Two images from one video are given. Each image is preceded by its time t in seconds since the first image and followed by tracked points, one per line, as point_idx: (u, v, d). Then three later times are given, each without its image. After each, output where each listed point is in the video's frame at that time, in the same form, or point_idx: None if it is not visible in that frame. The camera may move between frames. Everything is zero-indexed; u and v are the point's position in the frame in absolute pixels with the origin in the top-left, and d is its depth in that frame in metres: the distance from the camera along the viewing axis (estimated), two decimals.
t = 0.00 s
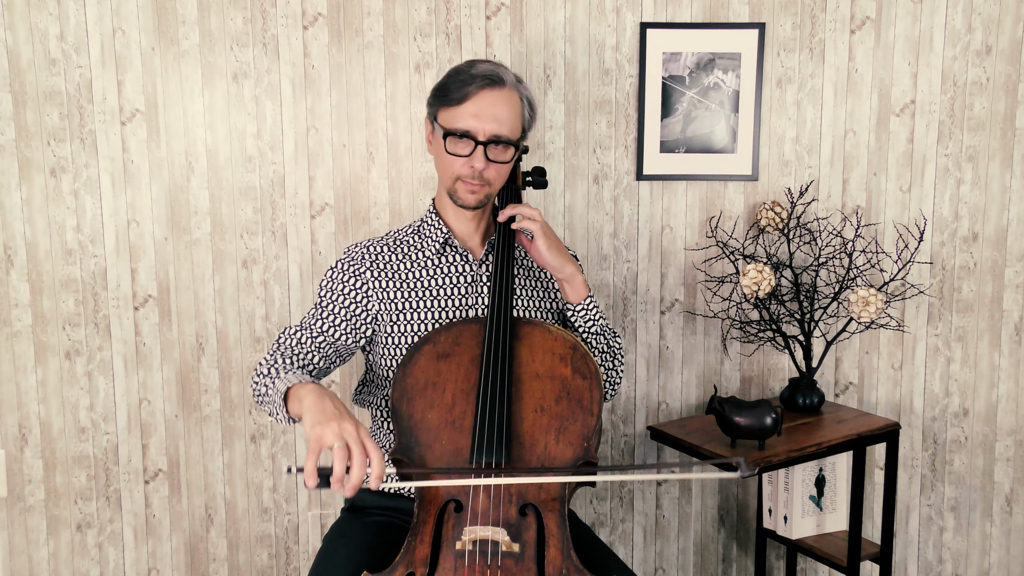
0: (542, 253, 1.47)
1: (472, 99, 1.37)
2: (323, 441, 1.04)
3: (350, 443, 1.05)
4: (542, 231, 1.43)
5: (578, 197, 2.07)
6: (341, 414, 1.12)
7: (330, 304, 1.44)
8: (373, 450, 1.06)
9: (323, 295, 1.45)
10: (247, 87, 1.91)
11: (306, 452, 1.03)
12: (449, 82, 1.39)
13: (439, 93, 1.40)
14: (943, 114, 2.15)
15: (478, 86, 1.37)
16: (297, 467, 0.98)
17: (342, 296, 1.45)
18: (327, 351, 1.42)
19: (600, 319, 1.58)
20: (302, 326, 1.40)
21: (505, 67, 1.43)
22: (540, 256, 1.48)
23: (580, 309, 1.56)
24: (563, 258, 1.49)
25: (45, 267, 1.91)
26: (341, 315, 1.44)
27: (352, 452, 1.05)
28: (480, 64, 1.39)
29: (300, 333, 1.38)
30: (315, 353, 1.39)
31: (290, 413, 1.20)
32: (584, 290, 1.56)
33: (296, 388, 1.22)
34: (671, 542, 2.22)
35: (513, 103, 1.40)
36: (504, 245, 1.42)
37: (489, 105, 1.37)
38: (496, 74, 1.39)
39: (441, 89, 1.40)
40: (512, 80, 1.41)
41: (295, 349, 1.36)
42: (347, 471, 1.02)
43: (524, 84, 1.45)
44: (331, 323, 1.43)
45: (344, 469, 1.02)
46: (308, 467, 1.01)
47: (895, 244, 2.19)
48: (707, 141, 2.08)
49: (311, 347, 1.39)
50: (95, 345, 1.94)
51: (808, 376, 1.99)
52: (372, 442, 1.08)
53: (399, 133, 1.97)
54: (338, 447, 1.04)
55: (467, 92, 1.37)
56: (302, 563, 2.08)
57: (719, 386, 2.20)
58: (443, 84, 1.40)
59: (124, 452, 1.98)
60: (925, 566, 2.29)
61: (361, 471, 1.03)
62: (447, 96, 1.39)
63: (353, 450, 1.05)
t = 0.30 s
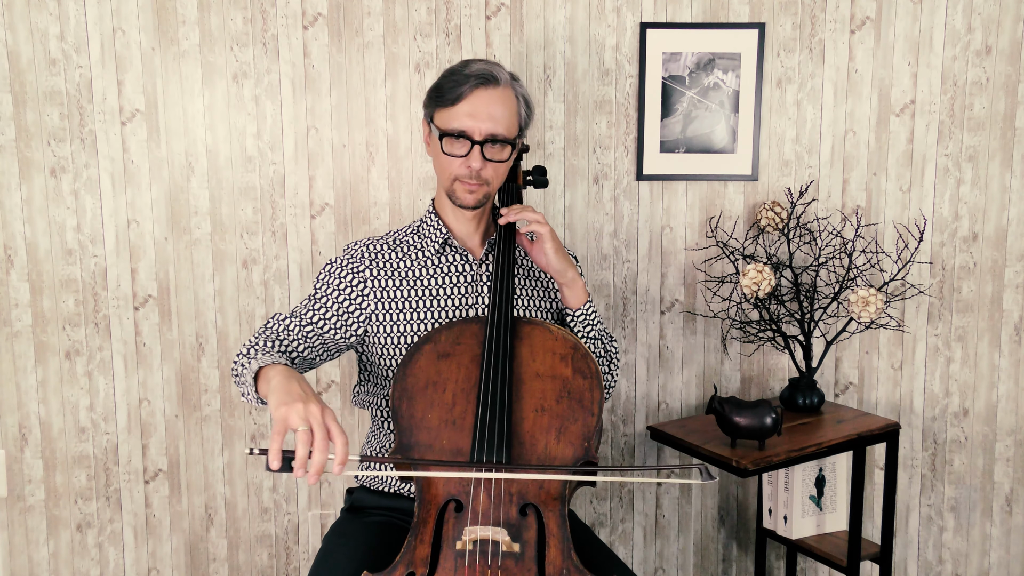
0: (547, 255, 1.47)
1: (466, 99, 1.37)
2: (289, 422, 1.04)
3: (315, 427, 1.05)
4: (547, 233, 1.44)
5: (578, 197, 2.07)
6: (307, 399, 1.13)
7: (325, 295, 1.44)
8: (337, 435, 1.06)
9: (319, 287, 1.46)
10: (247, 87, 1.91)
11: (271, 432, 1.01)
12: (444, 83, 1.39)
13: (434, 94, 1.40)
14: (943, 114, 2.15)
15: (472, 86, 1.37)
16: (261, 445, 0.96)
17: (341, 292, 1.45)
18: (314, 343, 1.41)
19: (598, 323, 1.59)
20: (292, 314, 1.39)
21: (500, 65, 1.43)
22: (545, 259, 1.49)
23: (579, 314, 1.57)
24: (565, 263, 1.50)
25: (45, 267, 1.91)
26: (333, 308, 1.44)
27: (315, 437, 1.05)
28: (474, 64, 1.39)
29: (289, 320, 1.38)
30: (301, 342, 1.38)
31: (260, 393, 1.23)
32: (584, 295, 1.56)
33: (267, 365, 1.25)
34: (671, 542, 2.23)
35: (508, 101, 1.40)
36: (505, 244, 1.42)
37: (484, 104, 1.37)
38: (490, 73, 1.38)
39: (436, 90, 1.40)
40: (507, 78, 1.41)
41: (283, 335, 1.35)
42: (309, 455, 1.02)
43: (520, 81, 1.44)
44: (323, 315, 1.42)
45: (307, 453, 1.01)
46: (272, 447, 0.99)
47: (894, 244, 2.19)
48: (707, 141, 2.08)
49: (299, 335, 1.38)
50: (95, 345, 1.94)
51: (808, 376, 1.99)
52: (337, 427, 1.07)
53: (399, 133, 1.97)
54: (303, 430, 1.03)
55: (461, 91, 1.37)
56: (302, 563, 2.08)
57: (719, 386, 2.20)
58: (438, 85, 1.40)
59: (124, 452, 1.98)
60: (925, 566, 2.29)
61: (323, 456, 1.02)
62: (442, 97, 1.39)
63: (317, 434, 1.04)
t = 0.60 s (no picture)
0: (550, 255, 1.49)
1: (467, 104, 1.37)
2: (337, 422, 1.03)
3: (364, 427, 1.04)
4: (559, 234, 1.46)
5: (578, 198, 2.07)
6: (355, 397, 1.11)
7: (331, 299, 1.43)
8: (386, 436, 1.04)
9: (323, 289, 1.45)
10: (247, 87, 1.91)
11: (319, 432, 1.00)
12: (444, 86, 1.38)
13: (435, 97, 1.40)
14: (943, 114, 2.15)
15: (473, 91, 1.36)
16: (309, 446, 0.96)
17: (343, 292, 1.44)
18: (329, 346, 1.41)
19: (592, 327, 1.61)
20: (305, 320, 1.39)
21: (501, 68, 1.42)
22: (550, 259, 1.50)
23: (573, 319, 1.59)
24: (564, 266, 1.51)
25: (45, 267, 1.91)
26: (344, 311, 1.43)
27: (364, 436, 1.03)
28: (474, 68, 1.38)
29: (303, 327, 1.37)
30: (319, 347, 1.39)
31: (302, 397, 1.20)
32: (579, 299, 1.57)
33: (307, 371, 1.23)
34: (671, 542, 2.23)
35: (508, 105, 1.39)
36: (505, 243, 1.41)
37: (483, 109, 1.37)
38: (491, 77, 1.38)
39: (436, 93, 1.40)
40: (507, 82, 1.40)
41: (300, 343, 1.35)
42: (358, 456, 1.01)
43: (520, 84, 1.43)
44: (333, 318, 1.41)
45: (356, 453, 1.01)
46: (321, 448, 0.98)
47: (894, 244, 2.19)
48: (707, 141, 2.08)
49: (314, 342, 1.38)
50: (95, 345, 1.94)
51: (808, 376, 1.99)
52: (386, 428, 1.06)
53: (399, 133, 1.98)
54: (352, 430, 1.02)
55: (461, 96, 1.36)
56: (302, 563, 2.08)
57: (719, 386, 2.20)
58: (438, 88, 1.39)
59: (124, 452, 1.98)
60: (925, 566, 2.29)
61: (373, 457, 1.01)
62: (442, 101, 1.38)
63: (366, 434, 1.03)
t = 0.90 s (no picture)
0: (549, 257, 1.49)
1: (475, 109, 1.36)
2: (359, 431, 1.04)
3: (387, 435, 1.05)
4: (555, 238, 1.47)
5: (578, 197, 2.07)
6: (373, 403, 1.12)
7: (334, 298, 1.43)
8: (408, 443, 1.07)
9: (326, 289, 1.45)
10: (247, 87, 1.91)
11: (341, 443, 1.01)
12: (451, 90, 1.37)
13: (441, 100, 1.38)
14: (943, 114, 2.15)
15: (481, 96, 1.35)
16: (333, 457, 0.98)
17: (345, 292, 1.44)
18: (332, 345, 1.41)
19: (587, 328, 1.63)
20: (307, 319, 1.39)
21: (508, 72, 1.41)
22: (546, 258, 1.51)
23: (571, 319, 1.60)
24: (563, 267, 1.52)
25: (45, 267, 1.91)
26: (346, 311, 1.43)
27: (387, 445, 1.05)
28: (482, 72, 1.37)
29: (306, 326, 1.38)
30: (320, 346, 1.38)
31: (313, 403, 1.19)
32: (576, 300, 1.58)
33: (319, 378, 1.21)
34: (671, 542, 2.23)
35: (515, 111, 1.39)
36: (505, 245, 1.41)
37: (491, 115, 1.36)
38: (499, 82, 1.37)
39: (443, 96, 1.38)
40: (514, 87, 1.39)
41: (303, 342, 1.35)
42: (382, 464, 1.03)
43: (526, 89, 1.43)
44: (336, 318, 1.42)
45: (380, 463, 1.03)
46: (343, 458, 1.00)
47: (894, 244, 2.19)
48: (707, 141, 2.08)
49: (318, 341, 1.38)
50: (95, 345, 1.94)
51: (807, 376, 1.99)
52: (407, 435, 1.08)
53: (399, 133, 1.98)
54: (375, 440, 1.04)
55: (469, 102, 1.35)
56: (302, 563, 2.08)
57: (719, 386, 2.20)
58: (445, 91, 1.38)
59: (124, 452, 1.98)
60: (925, 566, 2.29)
61: (396, 465, 1.04)
62: (449, 105, 1.37)
63: (389, 442, 1.05)
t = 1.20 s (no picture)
0: (552, 257, 1.50)
1: (477, 106, 1.36)
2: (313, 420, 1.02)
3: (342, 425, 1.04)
4: (564, 236, 1.47)
5: (578, 197, 2.07)
6: (332, 396, 1.11)
7: (327, 293, 1.43)
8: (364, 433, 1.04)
9: (320, 284, 1.45)
10: (247, 87, 1.91)
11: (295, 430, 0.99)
12: (453, 87, 1.38)
13: (443, 97, 1.39)
14: (943, 114, 2.15)
15: (483, 93, 1.36)
16: (286, 443, 0.95)
17: (343, 289, 1.44)
18: (318, 341, 1.41)
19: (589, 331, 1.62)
20: (296, 311, 1.39)
21: (510, 70, 1.42)
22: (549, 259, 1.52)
23: (571, 322, 1.60)
24: (564, 270, 1.52)
25: (45, 267, 1.91)
26: (337, 306, 1.43)
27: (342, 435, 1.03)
28: (484, 70, 1.38)
29: (293, 317, 1.38)
30: (303, 340, 1.38)
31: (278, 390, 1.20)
32: (575, 303, 1.59)
33: (284, 363, 1.22)
34: (671, 542, 2.23)
35: (517, 109, 1.39)
36: (505, 244, 1.41)
37: (493, 112, 1.36)
38: (501, 80, 1.37)
39: (444, 93, 1.39)
40: (516, 85, 1.40)
41: (288, 332, 1.35)
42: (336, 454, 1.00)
43: (528, 87, 1.43)
44: (326, 312, 1.42)
45: (334, 452, 1.00)
46: (297, 445, 0.98)
47: (894, 244, 2.19)
48: (707, 141, 2.08)
49: (303, 333, 1.38)
50: (95, 345, 1.94)
51: (808, 376, 1.99)
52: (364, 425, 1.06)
53: (399, 133, 1.98)
54: (329, 428, 1.02)
55: (471, 99, 1.35)
56: (302, 563, 2.08)
57: (719, 386, 2.20)
58: (447, 88, 1.38)
59: (124, 452, 1.98)
60: (925, 566, 2.29)
61: (350, 455, 1.01)
62: (451, 102, 1.37)
63: (344, 432, 1.03)
